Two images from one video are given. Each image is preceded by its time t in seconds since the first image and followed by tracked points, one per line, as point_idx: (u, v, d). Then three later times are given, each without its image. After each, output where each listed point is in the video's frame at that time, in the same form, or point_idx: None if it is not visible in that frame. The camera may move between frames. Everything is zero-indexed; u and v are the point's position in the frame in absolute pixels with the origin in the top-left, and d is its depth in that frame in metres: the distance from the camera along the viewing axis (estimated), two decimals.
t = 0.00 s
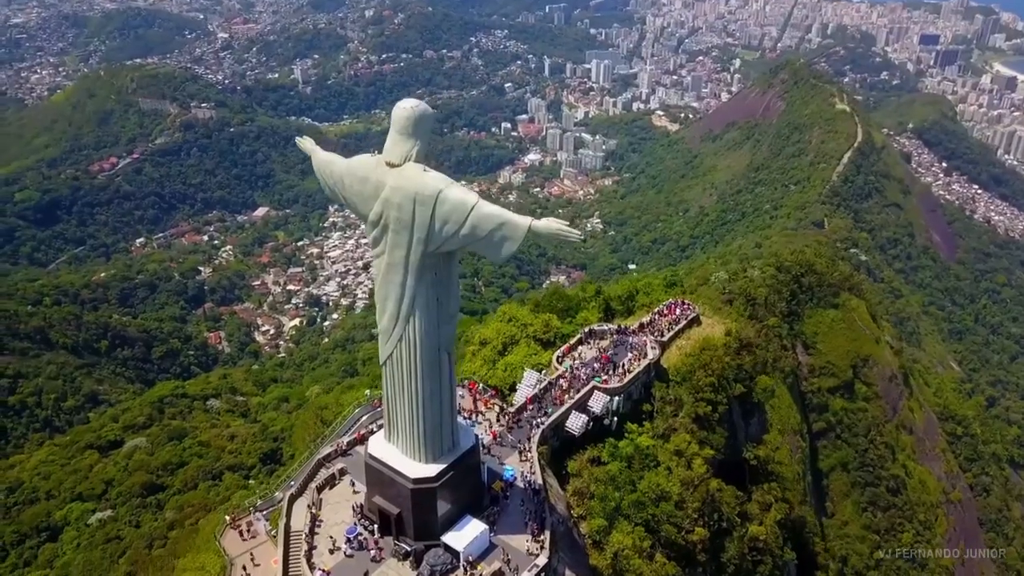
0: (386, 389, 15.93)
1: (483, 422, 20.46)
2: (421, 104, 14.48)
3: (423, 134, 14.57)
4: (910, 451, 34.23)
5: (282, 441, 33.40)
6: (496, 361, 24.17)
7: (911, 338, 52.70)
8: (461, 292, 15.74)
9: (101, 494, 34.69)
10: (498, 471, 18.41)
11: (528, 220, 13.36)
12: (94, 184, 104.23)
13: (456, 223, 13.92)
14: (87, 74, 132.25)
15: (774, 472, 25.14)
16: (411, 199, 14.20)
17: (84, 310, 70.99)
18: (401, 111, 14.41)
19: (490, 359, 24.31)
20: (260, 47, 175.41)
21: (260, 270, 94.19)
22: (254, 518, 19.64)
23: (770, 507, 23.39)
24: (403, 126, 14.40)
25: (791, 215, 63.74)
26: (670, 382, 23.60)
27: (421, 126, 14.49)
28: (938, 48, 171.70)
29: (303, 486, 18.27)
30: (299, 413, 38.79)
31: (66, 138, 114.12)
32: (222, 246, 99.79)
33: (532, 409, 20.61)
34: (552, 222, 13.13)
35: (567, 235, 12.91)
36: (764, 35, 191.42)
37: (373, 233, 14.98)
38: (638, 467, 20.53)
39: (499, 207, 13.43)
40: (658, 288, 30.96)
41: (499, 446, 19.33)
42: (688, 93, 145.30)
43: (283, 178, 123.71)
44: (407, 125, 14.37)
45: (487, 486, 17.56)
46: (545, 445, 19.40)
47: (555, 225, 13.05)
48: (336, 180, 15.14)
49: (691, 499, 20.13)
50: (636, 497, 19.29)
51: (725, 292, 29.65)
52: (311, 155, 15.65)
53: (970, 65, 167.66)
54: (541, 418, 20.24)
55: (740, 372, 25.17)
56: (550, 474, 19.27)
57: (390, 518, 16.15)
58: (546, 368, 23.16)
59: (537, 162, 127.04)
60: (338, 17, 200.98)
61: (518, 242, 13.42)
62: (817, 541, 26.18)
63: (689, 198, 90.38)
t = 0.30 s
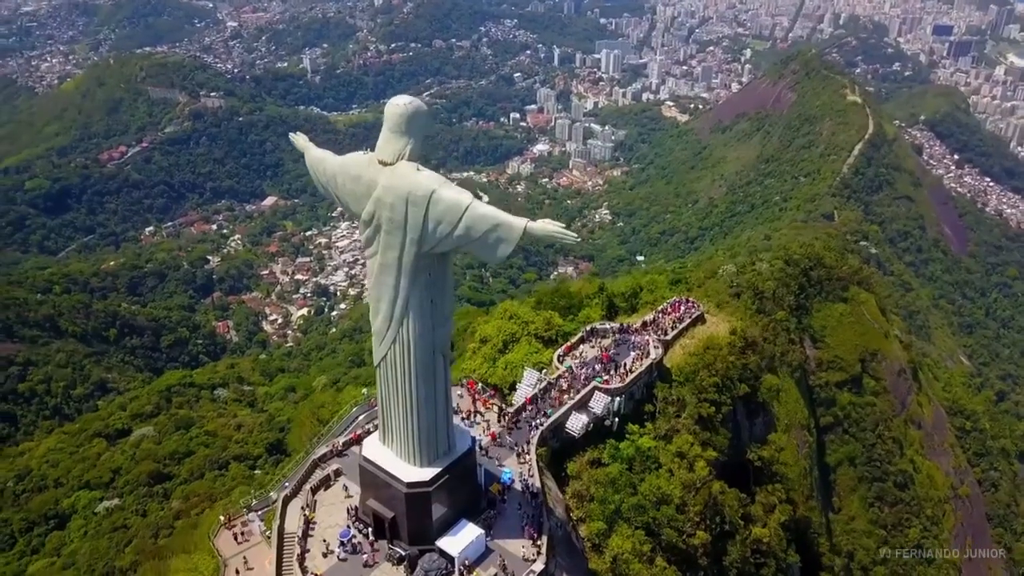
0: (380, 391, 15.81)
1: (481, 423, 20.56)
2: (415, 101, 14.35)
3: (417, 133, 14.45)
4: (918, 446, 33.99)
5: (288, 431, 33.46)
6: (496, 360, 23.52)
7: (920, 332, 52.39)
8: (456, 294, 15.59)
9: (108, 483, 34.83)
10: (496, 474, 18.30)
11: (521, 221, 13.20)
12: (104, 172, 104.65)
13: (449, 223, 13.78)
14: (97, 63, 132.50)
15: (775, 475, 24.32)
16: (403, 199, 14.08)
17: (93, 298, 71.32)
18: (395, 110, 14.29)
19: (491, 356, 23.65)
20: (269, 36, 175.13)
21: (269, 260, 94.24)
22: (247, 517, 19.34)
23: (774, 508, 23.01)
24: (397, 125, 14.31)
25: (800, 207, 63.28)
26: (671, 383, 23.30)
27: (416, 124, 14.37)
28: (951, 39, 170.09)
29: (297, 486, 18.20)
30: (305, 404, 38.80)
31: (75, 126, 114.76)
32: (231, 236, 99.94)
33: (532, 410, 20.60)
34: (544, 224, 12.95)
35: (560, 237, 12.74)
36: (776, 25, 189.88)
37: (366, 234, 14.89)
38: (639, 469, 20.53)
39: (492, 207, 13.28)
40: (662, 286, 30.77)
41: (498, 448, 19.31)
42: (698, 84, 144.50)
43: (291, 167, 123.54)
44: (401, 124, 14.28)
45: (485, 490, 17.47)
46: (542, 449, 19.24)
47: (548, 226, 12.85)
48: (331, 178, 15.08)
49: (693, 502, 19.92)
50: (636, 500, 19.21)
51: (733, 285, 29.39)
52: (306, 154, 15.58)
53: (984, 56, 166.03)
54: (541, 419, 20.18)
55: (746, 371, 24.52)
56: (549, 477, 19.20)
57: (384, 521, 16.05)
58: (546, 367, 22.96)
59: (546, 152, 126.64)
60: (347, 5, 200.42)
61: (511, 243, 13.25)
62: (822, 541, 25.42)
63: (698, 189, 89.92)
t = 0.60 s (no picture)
0: (379, 390, 15.72)
1: (484, 422, 20.35)
2: (413, 98, 14.15)
3: (415, 132, 14.25)
4: (930, 442, 33.70)
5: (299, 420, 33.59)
6: (500, 357, 23.52)
7: (935, 327, 51.88)
8: (455, 294, 15.41)
9: (121, 469, 35.02)
10: (496, 475, 18.19)
11: (518, 223, 13.01)
12: (119, 159, 105.31)
13: (445, 223, 13.59)
14: (113, 49, 133.00)
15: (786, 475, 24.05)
16: (399, 198, 13.91)
17: (108, 285, 71.75)
18: (392, 107, 14.08)
19: (495, 353, 23.76)
20: (284, 23, 174.92)
21: (282, 247, 94.27)
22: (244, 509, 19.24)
23: (781, 511, 22.91)
24: (395, 123, 14.09)
25: (815, 200, 62.75)
26: (678, 384, 22.80)
27: (414, 123, 14.17)
28: (972, 29, 167.77)
29: (295, 485, 18.18)
30: (316, 392, 38.85)
31: (90, 113, 115.32)
32: (245, 224, 100.13)
33: (534, 410, 20.33)
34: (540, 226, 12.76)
35: (557, 239, 12.54)
36: (793, 14, 187.88)
37: (363, 232, 14.77)
38: (643, 471, 20.50)
39: (489, 209, 13.10)
40: (672, 282, 30.41)
41: (499, 449, 19.10)
42: (713, 73, 143.35)
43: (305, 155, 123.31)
44: (398, 122, 14.09)
45: (484, 491, 17.40)
46: (545, 450, 19.03)
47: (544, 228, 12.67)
48: (329, 176, 14.94)
49: (698, 505, 19.95)
50: (639, 504, 19.33)
51: (745, 278, 28.86)
52: (306, 152, 15.45)
53: (1005, 47, 163.68)
54: (544, 419, 19.92)
55: (753, 371, 24.29)
56: (551, 478, 18.97)
57: (381, 523, 16.02)
58: (552, 366, 22.77)
59: (559, 142, 126.08)
60: None
61: (508, 246, 13.06)
62: (831, 542, 25.05)
63: (712, 180, 89.43)
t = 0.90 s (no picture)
0: (374, 393, 14.97)
1: (485, 422, 19.72)
2: (409, 91, 13.23)
3: (412, 127, 13.36)
4: (944, 437, 33.42)
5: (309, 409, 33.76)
6: (504, 355, 22.99)
7: (950, 321, 51.39)
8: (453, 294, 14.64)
9: (133, 454, 35.31)
10: (496, 476, 17.62)
11: (520, 225, 12.32)
12: (134, 145, 106.05)
13: (444, 224, 12.83)
14: (128, 36, 133.41)
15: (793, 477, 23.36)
16: (396, 197, 13.09)
17: (123, 271, 72.16)
18: (388, 100, 13.13)
19: (499, 350, 23.25)
20: (299, 10, 174.82)
21: (295, 235, 93.95)
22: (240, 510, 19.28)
23: (789, 513, 22.48)
24: (390, 116, 13.16)
25: (830, 191, 62.24)
26: (684, 384, 22.39)
27: (411, 117, 13.27)
28: (993, 19, 165.38)
29: (292, 484, 17.66)
30: (327, 381, 39.01)
31: (107, 99, 116.00)
32: (258, 211, 100.04)
33: (537, 409, 19.76)
34: (544, 228, 12.10)
35: (562, 243, 11.94)
36: (811, 3, 185.80)
37: (356, 231, 13.88)
38: (647, 473, 20.22)
39: (490, 210, 12.39)
40: (681, 279, 29.54)
41: (500, 448, 18.51)
42: (729, 63, 142.15)
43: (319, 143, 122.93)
44: (394, 116, 13.16)
45: (484, 494, 16.75)
46: (547, 453, 18.53)
47: (549, 231, 12.02)
48: (319, 171, 13.97)
49: (702, 509, 19.84)
50: (642, 507, 19.12)
51: (758, 272, 28.53)
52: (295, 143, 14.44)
53: None
54: (547, 420, 19.38)
55: (762, 371, 23.72)
56: (553, 480, 18.52)
57: (378, 525, 15.37)
58: (556, 365, 22.12)
59: (574, 131, 125.47)
60: None
61: (510, 249, 12.40)
62: (839, 543, 24.77)
63: (727, 170, 88.79)
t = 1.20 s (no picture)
0: (370, 397, 14.33)
1: (485, 423, 19.17)
2: (407, 87, 12.49)
3: (409, 124, 12.62)
4: (957, 434, 33.13)
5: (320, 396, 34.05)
6: (508, 352, 22.58)
7: (966, 316, 50.89)
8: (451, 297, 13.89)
9: (145, 440, 35.54)
10: (495, 479, 17.10)
11: (515, 227, 11.47)
12: (150, 131, 106.98)
13: (436, 225, 12.08)
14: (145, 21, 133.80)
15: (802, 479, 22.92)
16: (389, 196, 12.36)
17: (137, 257, 72.57)
18: (381, 96, 12.42)
19: (503, 348, 22.88)
20: None
21: (308, 223, 92.51)
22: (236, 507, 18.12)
23: (796, 516, 21.87)
24: (384, 113, 12.45)
25: (846, 183, 61.67)
26: (690, 384, 21.57)
27: (407, 113, 12.55)
28: (1015, 9, 162.96)
29: (290, 483, 17.26)
30: (337, 370, 39.30)
31: (123, 85, 116.49)
32: (272, 197, 99.76)
33: (538, 410, 19.27)
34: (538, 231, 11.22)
35: (556, 247, 11.03)
36: None
37: (351, 231, 13.21)
38: (651, 476, 19.53)
39: (484, 211, 11.58)
40: (689, 275, 28.83)
41: (500, 450, 18.06)
42: (746, 52, 140.89)
43: (333, 130, 122.52)
44: (388, 112, 12.44)
45: (483, 497, 16.26)
46: (547, 455, 17.93)
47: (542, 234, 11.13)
48: (316, 168, 13.38)
49: (706, 513, 19.14)
50: (645, 511, 18.29)
51: (771, 264, 28.38)
52: (294, 139, 13.89)
53: None
54: (548, 421, 18.83)
55: (771, 372, 22.97)
56: (553, 483, 18.00)
57: (372, 529, 14.84)
58: (559, 364, 21.45)
59: (588, 120, 124.90)
60: None
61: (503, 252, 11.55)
62: (848, 546, 23.90)
63: (742, 160, 88.03)
